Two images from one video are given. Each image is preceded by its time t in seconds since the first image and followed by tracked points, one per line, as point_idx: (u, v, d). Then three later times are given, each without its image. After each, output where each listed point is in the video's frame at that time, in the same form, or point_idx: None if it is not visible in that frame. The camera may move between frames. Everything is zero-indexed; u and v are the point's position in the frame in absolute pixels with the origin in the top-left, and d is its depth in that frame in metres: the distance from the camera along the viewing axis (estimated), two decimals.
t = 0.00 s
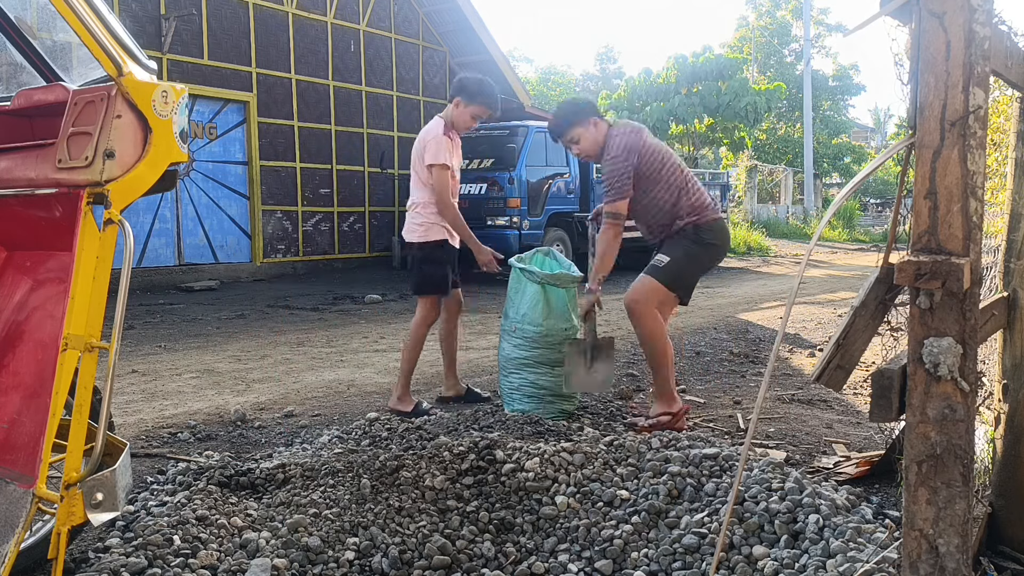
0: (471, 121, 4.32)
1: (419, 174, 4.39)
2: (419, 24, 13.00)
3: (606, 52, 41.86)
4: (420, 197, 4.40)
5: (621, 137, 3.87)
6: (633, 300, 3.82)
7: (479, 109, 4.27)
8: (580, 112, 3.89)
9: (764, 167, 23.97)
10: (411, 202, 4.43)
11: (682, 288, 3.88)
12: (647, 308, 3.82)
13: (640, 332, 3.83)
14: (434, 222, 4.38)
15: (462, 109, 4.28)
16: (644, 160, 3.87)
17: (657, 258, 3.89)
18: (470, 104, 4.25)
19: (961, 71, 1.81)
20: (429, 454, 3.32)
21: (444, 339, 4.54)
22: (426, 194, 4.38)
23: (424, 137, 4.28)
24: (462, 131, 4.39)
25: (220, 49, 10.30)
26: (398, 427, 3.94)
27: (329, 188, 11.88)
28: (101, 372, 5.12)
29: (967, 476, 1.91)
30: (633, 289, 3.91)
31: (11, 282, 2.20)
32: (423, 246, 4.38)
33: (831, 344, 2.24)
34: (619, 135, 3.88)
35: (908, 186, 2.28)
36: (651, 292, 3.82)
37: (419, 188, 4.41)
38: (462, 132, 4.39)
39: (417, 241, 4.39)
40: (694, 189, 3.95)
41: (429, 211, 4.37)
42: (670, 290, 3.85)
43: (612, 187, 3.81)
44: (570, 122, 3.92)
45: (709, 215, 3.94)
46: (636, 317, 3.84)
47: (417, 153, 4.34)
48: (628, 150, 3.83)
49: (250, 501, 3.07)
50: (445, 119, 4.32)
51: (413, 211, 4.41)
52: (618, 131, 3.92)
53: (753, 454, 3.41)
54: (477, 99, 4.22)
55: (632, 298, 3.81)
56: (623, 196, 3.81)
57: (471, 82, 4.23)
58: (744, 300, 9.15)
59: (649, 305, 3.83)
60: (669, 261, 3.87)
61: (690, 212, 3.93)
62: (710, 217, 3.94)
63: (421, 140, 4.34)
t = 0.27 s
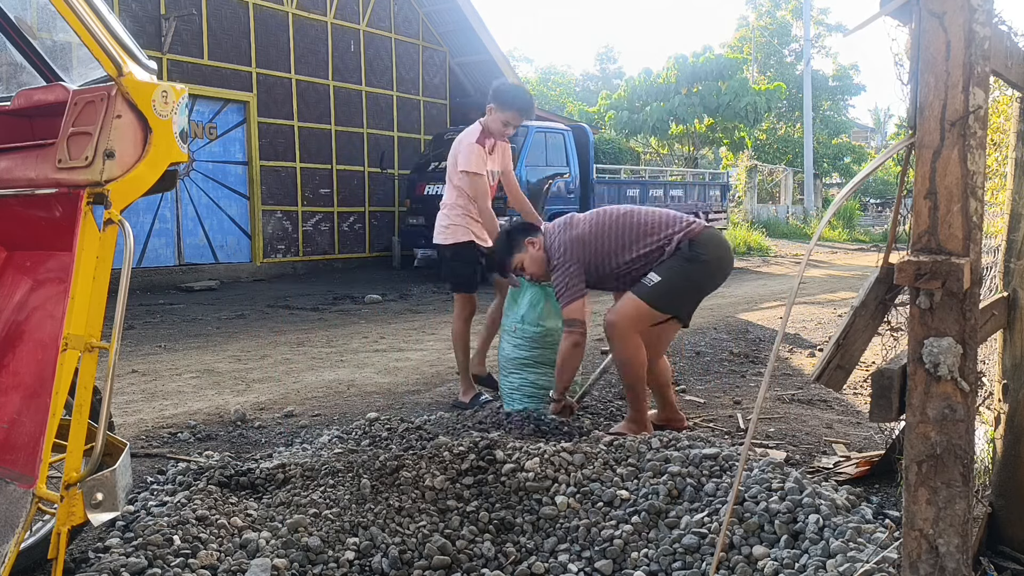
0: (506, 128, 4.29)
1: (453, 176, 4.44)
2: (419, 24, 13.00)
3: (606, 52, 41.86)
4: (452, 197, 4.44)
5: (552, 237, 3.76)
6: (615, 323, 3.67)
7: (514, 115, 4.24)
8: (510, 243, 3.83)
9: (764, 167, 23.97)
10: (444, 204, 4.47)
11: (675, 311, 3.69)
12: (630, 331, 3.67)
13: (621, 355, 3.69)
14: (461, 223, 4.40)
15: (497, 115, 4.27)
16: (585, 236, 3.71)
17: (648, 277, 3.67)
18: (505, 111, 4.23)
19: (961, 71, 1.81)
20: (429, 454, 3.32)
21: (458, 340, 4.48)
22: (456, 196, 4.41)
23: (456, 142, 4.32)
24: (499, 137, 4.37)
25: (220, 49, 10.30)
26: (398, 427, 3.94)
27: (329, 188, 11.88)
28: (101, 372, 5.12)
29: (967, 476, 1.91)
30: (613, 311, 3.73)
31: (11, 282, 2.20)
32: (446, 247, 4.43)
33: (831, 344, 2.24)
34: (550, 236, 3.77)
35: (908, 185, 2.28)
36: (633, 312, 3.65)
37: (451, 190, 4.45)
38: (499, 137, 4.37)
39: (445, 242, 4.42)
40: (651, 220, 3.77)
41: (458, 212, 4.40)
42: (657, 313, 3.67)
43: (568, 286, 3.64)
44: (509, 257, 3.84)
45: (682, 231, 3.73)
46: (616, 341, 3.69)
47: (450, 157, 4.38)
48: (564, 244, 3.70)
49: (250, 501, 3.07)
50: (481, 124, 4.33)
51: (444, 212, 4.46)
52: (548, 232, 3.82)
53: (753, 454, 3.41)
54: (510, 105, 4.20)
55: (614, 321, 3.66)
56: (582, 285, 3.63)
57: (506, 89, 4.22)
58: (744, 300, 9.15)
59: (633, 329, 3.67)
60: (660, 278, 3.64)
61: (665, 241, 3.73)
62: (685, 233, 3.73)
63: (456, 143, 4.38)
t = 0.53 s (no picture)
0: (522, 133, 4.27)
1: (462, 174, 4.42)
2: (419, 24, 13.00)
3: (606, 52, 41.85)
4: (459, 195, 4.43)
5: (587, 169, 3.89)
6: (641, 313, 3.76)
7: (532, 122, 4.22)
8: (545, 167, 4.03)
9: (764, 167, 23.96)
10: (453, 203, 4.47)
11: (692, 292, 3.74)
12: (655, 321, 3.75)
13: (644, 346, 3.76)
14: (464, 223, 4.39)
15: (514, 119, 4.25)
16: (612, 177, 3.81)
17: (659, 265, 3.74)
18: (523, 117, 4.21)
19: (961, 71, 1.81)
20: (429, 454, 3.32)
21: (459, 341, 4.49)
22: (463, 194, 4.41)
23: (468, 141, 4.30)
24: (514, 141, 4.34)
25: (220, 49, 10.30)
26: (398, 427, 3.94)
27: (329, 188, 11.88)
28: (101, 372, 5.12)
29: (967, 477, 1.91)
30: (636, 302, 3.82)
31: (11, 282, 2.20)
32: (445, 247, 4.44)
33: (831, 344, 2.24)
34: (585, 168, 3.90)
35: (908, 186, 2.28)
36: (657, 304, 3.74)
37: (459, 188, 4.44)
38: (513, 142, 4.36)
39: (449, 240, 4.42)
40: (675, 188, 3.83)
41: (463, 211, 4.39)
42: (677, 297, 3.73)
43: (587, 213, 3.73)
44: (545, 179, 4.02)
45: (697, 208, 3.77)
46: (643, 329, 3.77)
47: (460, 155, 4.37)
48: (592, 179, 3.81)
49: (250, 501, 3.07)
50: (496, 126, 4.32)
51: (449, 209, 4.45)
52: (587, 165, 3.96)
53: (753, 454, 3.41)
54: (529, 111, 4.18)
55: (640, 311, 3.75)
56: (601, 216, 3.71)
57: (526, 95, 4.20)
58: (744, 300, 9.15)
59: (660, 318, 3.76)
60: (671, 265, 3.69)
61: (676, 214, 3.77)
62: (697, 211, 3.76)
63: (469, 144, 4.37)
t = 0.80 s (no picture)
0: (507, 135, 4.28)
1: (445, 177, 4.41)
2: (419, 24, 13.01)
3: (606, 52, 41.86)
4: (443, 198, 4.42)
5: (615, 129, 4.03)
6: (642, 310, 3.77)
7: (516, 123, 4.23)
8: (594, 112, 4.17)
9: (765, 167, 23.96)
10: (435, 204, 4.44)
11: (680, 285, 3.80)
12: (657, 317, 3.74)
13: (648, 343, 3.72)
14: (449, 225, 4.38)
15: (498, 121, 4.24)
16: (621, 147, 3.95)
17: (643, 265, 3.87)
18: (506, 118, 4.21)
19: (961, 71, 1.81)
20: (429, 454, 3.32)
21: (452, 345, 4.49)
22: (448, 197, 4.39)
23: (452, 144, 4.29)
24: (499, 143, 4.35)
25: (220, 49, 10.31)
26: (398, 427, 3.94)
27: (329, 188, 11.88)
28: (102, 372, 5.12)
29: (967, 477, 1.91)
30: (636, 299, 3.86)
31: (11, 282, 2.20)
32: (435, 248, 4.42)
33: (831, 344, 2.24)
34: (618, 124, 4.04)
35: (908, 186, 2.28)
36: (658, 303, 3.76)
37: (443, 190, 4.43)
38: (497, 143, 4.36)
39: (434, 243, 4.41)
40: (673, 178, 3.85)
41: (448, 213, 4.37)
42: (673, 289, 3.78)
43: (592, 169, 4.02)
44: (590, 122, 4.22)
45: (678, 204, 3.82)
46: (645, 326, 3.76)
47: (444, 157, 4.35)
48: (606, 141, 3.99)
49: (250, 501, 3.07)
50: (480, 128, 4.30)
51: (434, 212, 4.43)
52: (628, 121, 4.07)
53: (753, 454, 3.41)
54: (512, 112, 4.19)
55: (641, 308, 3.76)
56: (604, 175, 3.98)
57: (509, 97, 4.20)
58: (744, 300, 9.15)
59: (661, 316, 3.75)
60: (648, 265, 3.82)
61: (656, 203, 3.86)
62: (675, 207, 3.82)
63: (452, 145, 4.34)
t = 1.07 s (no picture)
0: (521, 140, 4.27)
1: (456, 176, 4.40)
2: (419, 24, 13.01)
3: (606, 52, 41.87)
4: (452, 196, 4.41)
5: (587, 190, 3.73)
6: (647, 316, 3.71)
7: (532, 128, 4.22)
8: (539, 180, 3.78)
9: (764, 167, 23.96)
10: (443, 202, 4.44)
11: (699, 297, 3.72)
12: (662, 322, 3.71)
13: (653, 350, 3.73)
14: (457, 225, 4.38)
15: (515, 126, 4.23)
16: (620, 199, 3.72)
17: (670, 268, 3.71)
18: (522, 123, 4.21)
19: (961, 71, 1.81)
20: (429, 454, 3.32)
21: (454, 343, 4.49)
22: (457, 196, 4.39)
23: (468, 144, 4.28)
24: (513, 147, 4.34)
25: (220, 49, 10.31)
26: (398, 427, 3.94)
27: (329, 188, 11.88)
28: (101, 372, 5.12)
29: (967, 477, 1.91)
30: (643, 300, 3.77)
31: (11, 283, 2.20)
32: (441, 247, 4.42)
33: (831, 344, 2.23)
34: (582, 186, 3.75)
35: (908, 186, 2.28)
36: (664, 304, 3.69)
37: (453, 189, 4.42)
38: (510, 146, 4.36)
39: (440, 242, 4.42)
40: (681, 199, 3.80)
41: (456, 212, 4.37)
42: (691, 301, 3.70)
43: (600, 240, 3.68)
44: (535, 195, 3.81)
45: (706, 217, 3.77)
46: (649, 333, 3.73)
47: (457, 156, 4.34)
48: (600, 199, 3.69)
49: (250, 501, 3.07)
50: (495, 131, 4.29)
51: (442, 209, 4.43)
52: (582, 180, 3.79)
53: (753, 454, 3.41)
54: (529, 118, 4.18)
55: (646, 312, 3.69)
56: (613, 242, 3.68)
57: (527, 101, 4.19)
58: (744, 300, 9.15)
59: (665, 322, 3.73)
60: (684, 268, 3.67)
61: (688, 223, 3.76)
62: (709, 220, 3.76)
63: (465, 146, 4.33)
